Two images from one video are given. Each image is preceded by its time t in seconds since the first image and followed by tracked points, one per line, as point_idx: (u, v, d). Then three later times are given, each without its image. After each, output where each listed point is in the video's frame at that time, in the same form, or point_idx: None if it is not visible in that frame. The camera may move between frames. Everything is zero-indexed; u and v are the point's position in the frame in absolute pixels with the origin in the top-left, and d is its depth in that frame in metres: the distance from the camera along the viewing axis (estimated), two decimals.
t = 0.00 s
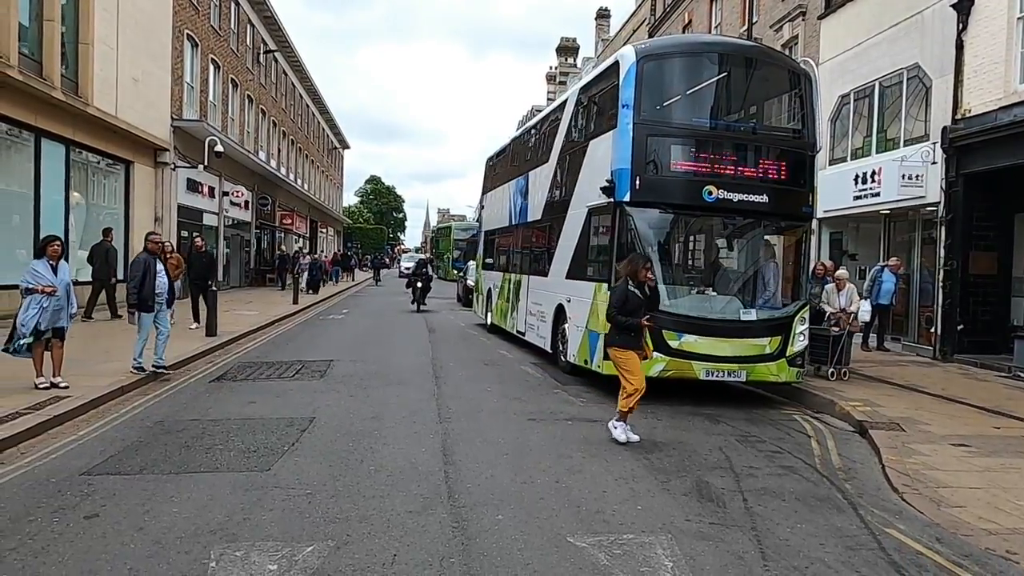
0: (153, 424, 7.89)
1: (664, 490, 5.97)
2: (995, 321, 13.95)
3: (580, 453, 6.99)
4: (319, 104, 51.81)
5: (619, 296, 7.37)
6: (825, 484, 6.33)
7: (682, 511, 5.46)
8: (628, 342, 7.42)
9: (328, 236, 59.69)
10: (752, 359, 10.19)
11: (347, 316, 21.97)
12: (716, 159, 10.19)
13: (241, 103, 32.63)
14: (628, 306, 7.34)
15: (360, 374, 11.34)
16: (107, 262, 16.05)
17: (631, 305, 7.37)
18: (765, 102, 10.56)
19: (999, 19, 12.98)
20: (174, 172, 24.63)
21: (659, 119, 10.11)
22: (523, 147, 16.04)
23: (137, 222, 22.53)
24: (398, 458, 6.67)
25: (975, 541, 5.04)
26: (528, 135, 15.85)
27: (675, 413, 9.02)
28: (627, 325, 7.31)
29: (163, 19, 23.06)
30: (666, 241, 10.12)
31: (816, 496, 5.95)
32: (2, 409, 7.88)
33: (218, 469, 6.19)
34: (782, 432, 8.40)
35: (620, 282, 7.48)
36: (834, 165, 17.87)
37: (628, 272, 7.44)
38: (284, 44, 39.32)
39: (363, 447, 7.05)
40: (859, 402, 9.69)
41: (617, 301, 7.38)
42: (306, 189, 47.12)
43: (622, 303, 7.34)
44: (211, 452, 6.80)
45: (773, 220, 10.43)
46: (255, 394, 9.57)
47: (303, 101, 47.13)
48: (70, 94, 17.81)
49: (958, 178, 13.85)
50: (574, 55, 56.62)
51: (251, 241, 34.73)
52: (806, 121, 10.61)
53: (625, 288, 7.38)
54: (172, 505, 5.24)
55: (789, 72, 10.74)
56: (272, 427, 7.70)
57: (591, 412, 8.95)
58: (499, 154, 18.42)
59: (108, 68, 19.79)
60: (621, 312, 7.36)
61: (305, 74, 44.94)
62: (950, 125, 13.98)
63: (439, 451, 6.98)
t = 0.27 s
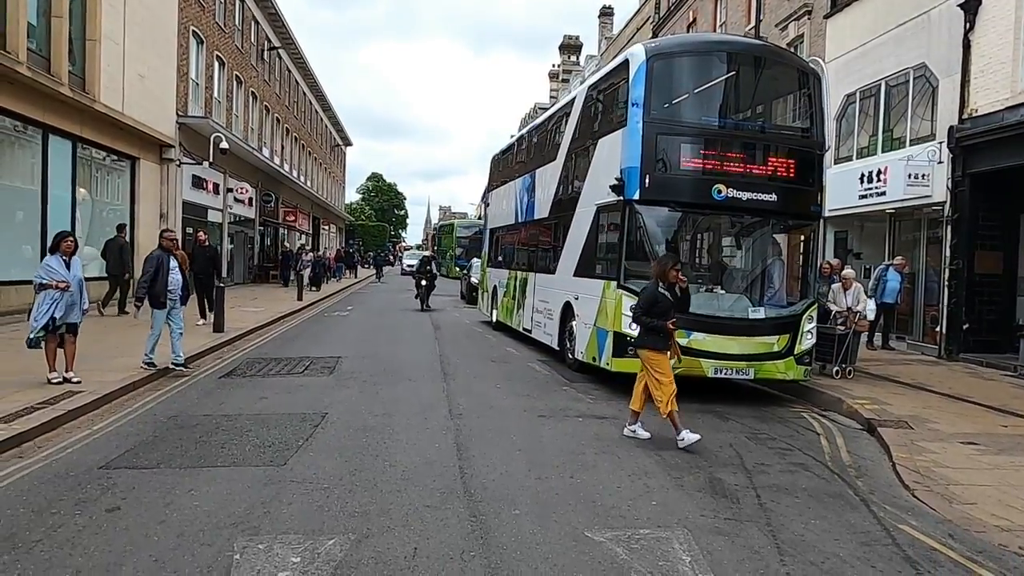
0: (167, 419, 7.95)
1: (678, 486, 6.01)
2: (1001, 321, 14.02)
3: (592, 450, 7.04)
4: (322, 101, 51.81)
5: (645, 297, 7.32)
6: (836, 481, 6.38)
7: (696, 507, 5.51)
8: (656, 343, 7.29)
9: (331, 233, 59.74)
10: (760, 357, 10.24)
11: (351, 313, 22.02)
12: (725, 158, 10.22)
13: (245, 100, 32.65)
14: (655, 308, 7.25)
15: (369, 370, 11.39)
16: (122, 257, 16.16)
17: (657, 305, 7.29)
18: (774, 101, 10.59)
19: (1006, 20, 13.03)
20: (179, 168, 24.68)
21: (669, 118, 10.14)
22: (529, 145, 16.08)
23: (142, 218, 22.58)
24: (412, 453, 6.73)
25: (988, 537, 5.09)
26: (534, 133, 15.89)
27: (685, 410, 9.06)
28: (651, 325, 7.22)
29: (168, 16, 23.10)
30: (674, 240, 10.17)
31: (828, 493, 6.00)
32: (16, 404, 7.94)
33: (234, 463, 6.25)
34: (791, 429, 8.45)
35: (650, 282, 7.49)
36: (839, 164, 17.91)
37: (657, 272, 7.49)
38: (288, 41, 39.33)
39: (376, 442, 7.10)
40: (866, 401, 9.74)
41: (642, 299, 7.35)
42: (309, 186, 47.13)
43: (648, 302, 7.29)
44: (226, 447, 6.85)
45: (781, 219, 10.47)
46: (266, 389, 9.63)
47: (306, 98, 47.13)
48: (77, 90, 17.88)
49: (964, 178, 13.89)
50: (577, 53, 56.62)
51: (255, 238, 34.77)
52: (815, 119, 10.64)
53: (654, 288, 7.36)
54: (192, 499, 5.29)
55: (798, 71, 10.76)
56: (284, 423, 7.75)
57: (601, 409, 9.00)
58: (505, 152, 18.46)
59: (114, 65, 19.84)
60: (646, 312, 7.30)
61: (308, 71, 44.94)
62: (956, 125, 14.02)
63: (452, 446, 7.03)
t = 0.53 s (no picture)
0: (181, 413, 8.02)
1: (691, 480, 6.08)
2: (1005, 320, 14.09)
3: (604, 445, 7.11)
4: (324, 98, 51.85)
5: (677, 302, 7.22)
6: (847, 476, 6.46)
7: (710, 501, 5.58)
8: (689, 348, 7.22)
9: (333, 230, 59.83)
10: (768, 354, 10.30)
11: (356, 310, 22.11)
12: (734, 157, 10.28)
13: (249, 97, 32.70)
14: (687, 313, 7.16)
15: (378, 366, 11.46)
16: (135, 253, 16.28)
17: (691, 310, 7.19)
18: (782, 100, 10.64)
19: (1012, 20, 13.09)
20: (185, 165, 24.74)
21: (678, 116, 10.19)
22: (536, 143, 16.14)
23: (148, 215, 22.66)
24: (426, 448, 6.79)
25: (999, 531, 5.16)
26: (541, 131, 15.95)
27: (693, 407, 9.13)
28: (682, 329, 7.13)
29: (175, 12, 23.16)
30: (683, 238, 10.24)
31: (840, 488, 6.07)
32: (32, 398, 8.01)
33: (252, 457, 6.32)
34: (800, 426, 8.52)
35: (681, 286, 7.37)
36: (844, 163, 17.96)
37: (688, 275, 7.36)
38: (291, 38, 39.37)
39: (390, 437, 7.17)
40: (874, 398, 9.81)
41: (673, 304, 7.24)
42: (311, 183, 47.18)
43: (681, 307, 7.19)
44: (242, 440, 6.92)
45: (789, 217, 10.53)
46: (277, 385, 9.70)
47: (309, 95, 47.16)
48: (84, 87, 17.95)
49: (970, 177, 13.96)
50: (579, 51, 56.63)
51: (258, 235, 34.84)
52: (823, 118, 10.70)
53: (687, 292, 7.25)
54: (213, 491, 5.36)
55: (807, 70, 10.81)
56: (298, 417, 7.83)
57: (610, 405, 9.07)
58: (511, 149, 18.52)
59: (122, 62, 19.92)
60: (677, 317, 7.22)
61: (312, 68, 44.97)
62: (962, 124, 14.09)
63: (466, 441, 7.10)
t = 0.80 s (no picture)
0: (195, 407, 8.10)
1: (703, 473, 6.17)
2: (1009, 316, 14.20)
3: (616, 438, 7.20)
4: (326, 95, 51.84)
5: (710, 299, 7.18)
6: (857, 469, 6.55)
7: (724, 492, 5.66)
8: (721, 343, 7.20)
9: (334, 228, 59.91)
10: (775, 349, 10.38)
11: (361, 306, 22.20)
12: (742, 153, 10.36)
13: (252, 93, 32.74)
14: (721, 308, 7.15)
15: (387, 362, 11.54)
16: (150, 251, 16.32)
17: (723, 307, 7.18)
18: (789, 97, 10.71)
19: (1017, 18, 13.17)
20: (189, 162, 24.81)
21: (686, 114, 10.26)
22: (541, 140, 16.22)
23: (153, 212, 22.73)
24: (441, 441, 6.88)
25: (1009, 522, 5.26)
26: (546, 128, 16.02)
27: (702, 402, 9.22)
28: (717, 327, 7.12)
29: (179, 9, 23.22)
30: (690, 233, 10.33)
31: (850, 480, 6.17)
32: (49, 392, 8.10)
33: (270, 450, 6.42)
34: (808, 420, 8.61)
35: (712, 280, 7.32)
36: (848, 160, 18.04)
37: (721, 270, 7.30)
38: (294, 35, 39.40)
39: (405, 430, 7.26)
40: (880, 393, 9.91)
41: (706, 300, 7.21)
42: (313, 180, 47.22)
43: (714, 304, 7.17)
44: (258, 434, 7.02)
45: (796, 214, 10.61)
46: (289, 380, 9.79)
47: (311, 92, 47.18)
48: (91, 84, 18.04)
49: (974, 174, 14.07)
50: (581, 48, 56.59)
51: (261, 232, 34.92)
52: (830, 116, 10.77)
53: (719, 288, 7.20)
54: (235, 483, 5.45)
55: (814, 67, 10.87)
56: (312, 411, 7.91)
57: (620, 399, 9.15)
58: (516, 146, 18.60)
59: (128, 59, 20.02)
60: (711, 314, 7.19)
61: (314, 65, 44.99)
62: (966, 121, 14.19)
63: (480, 435, 7.19)
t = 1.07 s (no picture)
0: (210, 404, 8.21)
1: (714, 467, 6.28)
2: (1009, 313, 14.36)
3: (627, 433, 7.31)
4: (326, 93, 51.88)
5: (741, 291, 7.20)
6: (864, 464, 6.67)
7: (735, 487, 5.77)
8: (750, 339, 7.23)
9: (334, 225, 60.00)
10: (780, 346, 10.49)
11: (364, 304, 22.31)
12: (748, 153, 10.47)
13: (254, 91, 32.82)
14: (753, 302, 7.17)
15: (395, 359, 11.65)
16: (158, 250, 16.44)
17: (755, 301, 7.20)
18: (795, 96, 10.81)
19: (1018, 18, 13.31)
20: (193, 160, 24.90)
21: (692, 113, 10.37)
22: (546, 139, 16.33)
23: (157, 210, 22.82)
24: (455, 436, 6.99)
25: (1015, 515, 5.38)
26: (550, 127, 16.13)
27: (709, 399, 9.33)
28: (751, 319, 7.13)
29: (183, 7, 23.31)
30: (697, 232, 10.44)
31: (858, 475, 6.28)
32: (65, 388, 8.21)
33: (287, 445, 6.53)
34: (814, 416, 8.73)
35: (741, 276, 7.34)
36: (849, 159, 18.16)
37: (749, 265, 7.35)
38: (295, 33, 39.47)
39: (418, 426, 7.37)
40: (884, 390, 10.04)
41: (736, 295, 7.23)
42: (314, 178, 47.30)
43: (745, 297, 7.18)
44: (274, 429, 7.13)
45: (801, 212, 10.72)
46: (299, 377, 9.89)
47: (312, 90, 47.23)
48: (97, 82, 18.14)
49: (976, 173, 14.21)
50: (581, 46, 56.59)
51: (263, 229, 35.01)
52: (834, 115, 10.88)
53: (749, 282, 7.22)
54: (256, 477, 5.56)
55: (818, 67, 10.98)
56: (325, 408, 8.02)
57: (628, 396, 9.27)
58: (519, 145, 18.71)
59: (133, 57, 20.13)
60: (745, 307, 7.19)
61: (314, 63, 45.03)
62: (968, 120, 14.33)
63: (492, 430, 7.30)
